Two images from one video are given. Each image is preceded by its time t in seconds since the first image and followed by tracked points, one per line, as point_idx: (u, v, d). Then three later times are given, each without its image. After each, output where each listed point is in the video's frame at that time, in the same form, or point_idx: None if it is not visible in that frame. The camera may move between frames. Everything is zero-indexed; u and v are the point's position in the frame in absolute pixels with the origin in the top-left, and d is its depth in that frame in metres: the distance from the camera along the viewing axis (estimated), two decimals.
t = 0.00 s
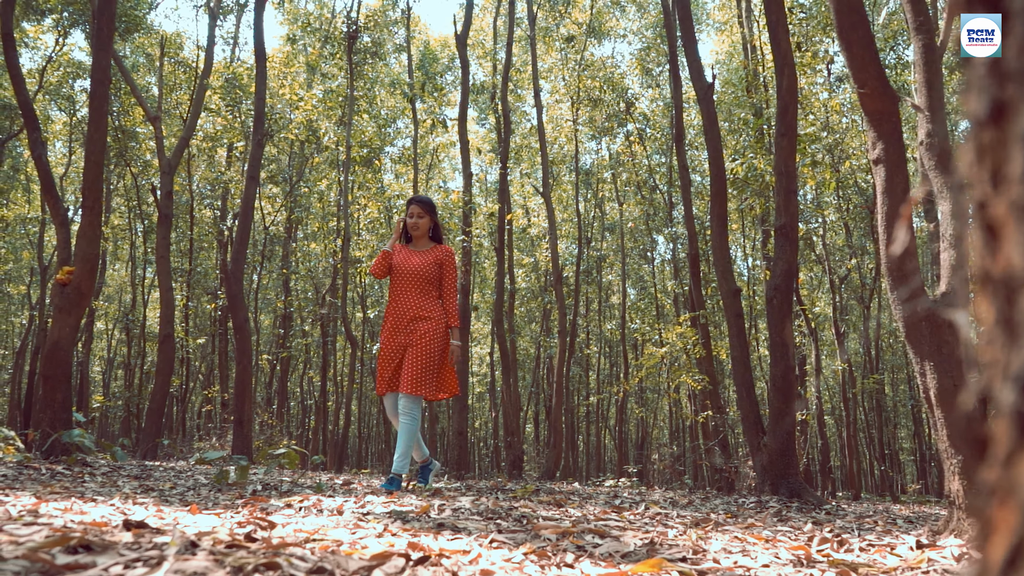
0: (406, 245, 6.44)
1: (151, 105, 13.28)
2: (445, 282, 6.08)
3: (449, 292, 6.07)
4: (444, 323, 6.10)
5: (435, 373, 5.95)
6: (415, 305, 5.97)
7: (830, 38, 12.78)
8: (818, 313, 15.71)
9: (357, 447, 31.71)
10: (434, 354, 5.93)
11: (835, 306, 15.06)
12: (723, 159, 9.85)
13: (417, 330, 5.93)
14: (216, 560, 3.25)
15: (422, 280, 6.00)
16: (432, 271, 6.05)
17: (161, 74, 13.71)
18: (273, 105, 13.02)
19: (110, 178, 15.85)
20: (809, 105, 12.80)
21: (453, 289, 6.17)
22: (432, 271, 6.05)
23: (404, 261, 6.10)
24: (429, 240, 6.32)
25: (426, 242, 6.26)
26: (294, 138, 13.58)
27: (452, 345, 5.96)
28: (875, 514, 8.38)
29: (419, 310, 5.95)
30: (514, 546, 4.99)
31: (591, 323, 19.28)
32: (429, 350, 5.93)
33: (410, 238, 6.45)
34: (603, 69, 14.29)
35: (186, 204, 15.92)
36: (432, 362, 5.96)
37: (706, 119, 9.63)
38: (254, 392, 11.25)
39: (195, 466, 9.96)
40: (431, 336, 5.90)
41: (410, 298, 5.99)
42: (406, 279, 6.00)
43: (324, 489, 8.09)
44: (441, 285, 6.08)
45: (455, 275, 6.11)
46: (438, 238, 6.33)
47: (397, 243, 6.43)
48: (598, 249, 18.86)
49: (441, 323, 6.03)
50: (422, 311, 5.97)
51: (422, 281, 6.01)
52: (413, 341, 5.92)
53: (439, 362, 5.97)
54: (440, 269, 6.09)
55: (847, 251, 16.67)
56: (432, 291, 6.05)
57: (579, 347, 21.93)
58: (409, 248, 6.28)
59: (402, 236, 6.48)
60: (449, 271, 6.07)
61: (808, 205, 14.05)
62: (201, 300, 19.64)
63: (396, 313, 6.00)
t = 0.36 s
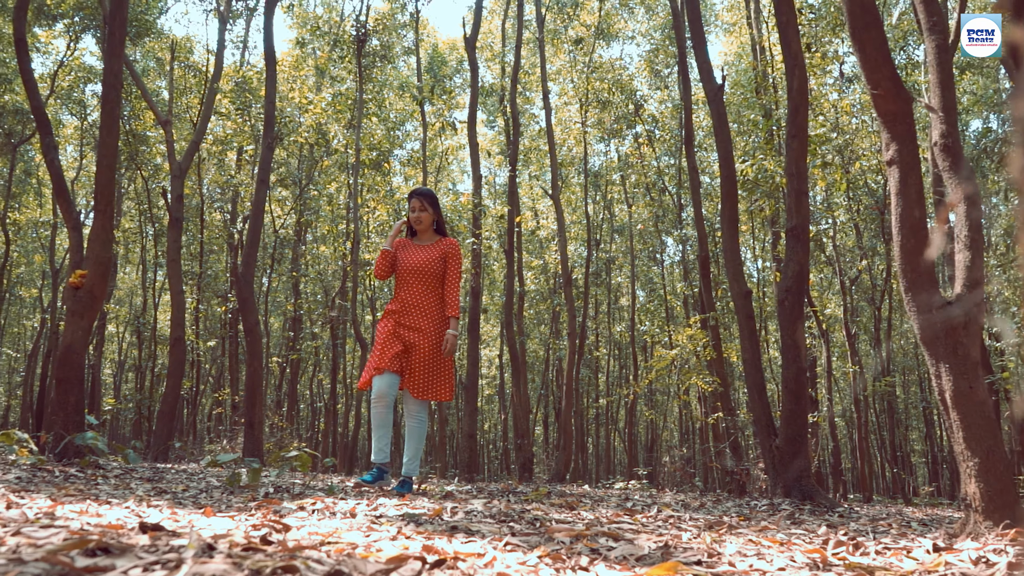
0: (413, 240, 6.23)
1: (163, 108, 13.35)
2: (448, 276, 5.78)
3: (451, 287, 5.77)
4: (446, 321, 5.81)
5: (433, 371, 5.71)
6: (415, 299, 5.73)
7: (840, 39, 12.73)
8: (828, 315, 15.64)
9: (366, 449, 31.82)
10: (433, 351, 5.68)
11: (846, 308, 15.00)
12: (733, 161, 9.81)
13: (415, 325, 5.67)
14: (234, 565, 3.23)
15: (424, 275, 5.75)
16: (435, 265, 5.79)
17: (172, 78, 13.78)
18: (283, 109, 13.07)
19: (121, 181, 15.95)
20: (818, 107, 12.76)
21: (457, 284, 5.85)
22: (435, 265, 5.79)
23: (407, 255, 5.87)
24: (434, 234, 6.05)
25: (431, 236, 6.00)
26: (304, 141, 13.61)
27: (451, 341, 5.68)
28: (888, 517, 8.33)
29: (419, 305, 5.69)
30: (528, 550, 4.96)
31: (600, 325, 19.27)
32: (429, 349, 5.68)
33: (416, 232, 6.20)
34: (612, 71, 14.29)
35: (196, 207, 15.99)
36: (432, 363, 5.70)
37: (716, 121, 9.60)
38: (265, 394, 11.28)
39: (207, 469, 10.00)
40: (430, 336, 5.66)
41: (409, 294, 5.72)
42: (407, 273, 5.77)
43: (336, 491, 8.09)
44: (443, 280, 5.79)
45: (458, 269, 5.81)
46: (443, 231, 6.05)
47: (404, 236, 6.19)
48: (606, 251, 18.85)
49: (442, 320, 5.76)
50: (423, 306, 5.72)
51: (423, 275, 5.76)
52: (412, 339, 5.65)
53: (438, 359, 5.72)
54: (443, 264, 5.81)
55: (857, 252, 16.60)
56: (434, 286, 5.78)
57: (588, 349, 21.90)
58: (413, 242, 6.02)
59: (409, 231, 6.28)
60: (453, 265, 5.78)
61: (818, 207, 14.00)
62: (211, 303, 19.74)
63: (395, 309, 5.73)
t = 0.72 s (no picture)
0: (418, 240, 6.14)
1: (181, 115, 13.46)
2: (459, 279, 5.73)
3: (462, 291, 5.73)
4: (456, 325, 5.76)
5: (444, 376, 5.66)
6: (427, 303, 5.64)
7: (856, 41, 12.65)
8: (846, 319, 15.51)
9: (382, 455, 31.91)
10: (444, 355, 5.62)
11: (864, 311, 14.88)
12: (750, 165, 9.77)
13: (427, 329, 5.59)
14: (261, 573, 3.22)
15: (435, 277, 5.67)
16: (446, 267, 5.72)
17: (189, 86, 13.89)
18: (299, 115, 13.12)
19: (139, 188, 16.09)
20: (835, 109, 12.67)
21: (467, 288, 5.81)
22: (446, 268, 5.72)
23: (416, 257, 5.78)
24: (442, 236, 5.98)
25: (439, 238, 5.92)
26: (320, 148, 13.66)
27: (463, 346, 5.65)
28: (910, 523, 8.22)
29: (431, 308, 5.61)
30: (549, 558, 4.92)
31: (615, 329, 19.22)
32: (440, 354, 5.62)
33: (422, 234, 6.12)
34: (626, 75, 14.29)
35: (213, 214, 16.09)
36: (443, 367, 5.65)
37: (733, 124, 9.56)
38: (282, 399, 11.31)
39: (225, 474, 10.04)
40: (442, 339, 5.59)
41: (420, 297, 5.64)
42: (418, 275, 5.68)
43: (354, 497, 8.08)
44: (454, 283, 5.74)
45: (469, 272, 5.76)
46: (452, 233, 5.99)
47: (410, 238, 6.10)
48: (621, 255, 18.81)
49: (453, 323, 5.70)
50: (434, 309, 5.65)
51: (434, 278, 5.68)
52: (422, 344, 5.57)
53: (449, 363, 5.67)
54: (454, 267, 5.74)
55: (875, 255, 16.46)
56: (445, 289, 5.71)
57: (603, 354, 21.86)
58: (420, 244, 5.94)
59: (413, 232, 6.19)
60: (463, 268, 5.73)
61: (835, 210, 13.90)
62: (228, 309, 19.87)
63: (405, 312, 5.63)
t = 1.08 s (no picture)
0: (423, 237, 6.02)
1: (197, 126, 13.61)
2: (467, 275, 5.61)
3: (471, 287, 5.60)
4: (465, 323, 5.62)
5: (454, 374, 5.52)
6: (435, 300, 5.52)
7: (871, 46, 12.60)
8: (863, 325, 15.39)
9: (396, 463, 31.95)
10: (453, 353, 5.48)
11: (881, 319, 14.79)
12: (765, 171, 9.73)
13: (436, 327, 5.46)
14: None
15: (443, 273, 5.55)
16: (454, 263, 5.60)
17: (206, 96, 14.04)
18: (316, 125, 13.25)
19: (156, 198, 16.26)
20: (850, 115, 12.60)
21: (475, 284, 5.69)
22: (453, 263, 5.60)
23: (422, 253, 5.66)
24: (448, 231, 5.86)
25: (445, 233, 5.81)
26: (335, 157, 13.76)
27: (472, 343, 5.51)
28: (931, 533, 8.11)
29: (439, 305, 5.49)
30: (570, 569, 4.86)
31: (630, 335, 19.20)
32: (449, 352, 5.46)
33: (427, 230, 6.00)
34: (639, 82, 14.32)
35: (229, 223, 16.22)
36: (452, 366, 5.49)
37: (748, 131, 9.53)
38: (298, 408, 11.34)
39: (242, 483, 10.08)
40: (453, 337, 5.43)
41: (428, 293, 5.51)
42: (424, 272, 5.55)
43: (371, 506, 8.08)
44: (462, 279, 5.61)
45: (477, 267, 5.65)
46: (458, 228, 5.88)
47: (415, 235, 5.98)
48: (635, 262, 18.80)
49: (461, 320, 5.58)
50: (443, 306, 5.52)
51: (441, 274, 5.56)
52: (432, 342, 5.42)
53: (458, 362, 5.52)
54: (462, 262, 5.63)
55: (891, 261, 16.34)
56: (452, 285, 5.60)
57: (617, 361, 21.80)
58: (426, 240, 5.82)
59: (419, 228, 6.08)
60: (472, 263, 5.62)
61: (851, 217, 13.85)
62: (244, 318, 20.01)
63: (411, 310, 5.49)
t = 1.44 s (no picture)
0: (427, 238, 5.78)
1: (210, 138, 13.71)
2: (474, 277, 5.37)
3: (478, 289, 5.36)
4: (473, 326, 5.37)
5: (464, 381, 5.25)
6: (442, 303, 5.27)
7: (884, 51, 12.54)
8: (878, 332, 15.25)
9: (410, 472, 31.95)
10: (464, 359, 5.15)
11: (896, 325, 14.68)
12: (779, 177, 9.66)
13: (443, 332, 5.22)
14: None
15: (449, 275, 5.31)
16: (460, 264, 5.37)
17: (219, 107, 14.14)
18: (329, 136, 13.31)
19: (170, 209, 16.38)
20: (864, 120, 12.53)
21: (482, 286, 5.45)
22: (460, 264, 5.37)
23: (427, 254, 5.44)
24: (453, 231, 5.63)
25: (450, 233, 5.57)
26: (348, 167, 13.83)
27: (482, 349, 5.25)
28: (952, 541, 7.96)
29: (445, 309, 5.24)
30: None
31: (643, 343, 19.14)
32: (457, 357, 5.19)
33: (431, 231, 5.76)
34: (651, 89, 14.33)
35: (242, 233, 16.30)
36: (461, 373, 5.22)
37: (762, 138, 9.48)
38: (312, 417, 11.34)
39: (256, 493, 10.08)
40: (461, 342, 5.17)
41: (435, 297, 5.27)
42: (430, 274, 5.32)
43: (386, 516, 8.03)
44: (469, 281, 5.38)
45: (484, 268, 5.42)
46: (463, 228, 5.65)
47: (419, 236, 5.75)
48: (648, 269, 18.77)
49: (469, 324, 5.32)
50: (451, 309, 5.27)
51: (448, 276, 5.32)
52: (439, 348, 5.17)
53: (470, 366, 5.23)
54: (468, 263, 5.40)
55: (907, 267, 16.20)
56: (460, 287, 5.35)
57: (631, 369, 21.72)
58: (430, 240, 5.58)
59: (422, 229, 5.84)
60: (478, 265, 5.39)
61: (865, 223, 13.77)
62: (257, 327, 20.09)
63: (417, 315, 5.25)
